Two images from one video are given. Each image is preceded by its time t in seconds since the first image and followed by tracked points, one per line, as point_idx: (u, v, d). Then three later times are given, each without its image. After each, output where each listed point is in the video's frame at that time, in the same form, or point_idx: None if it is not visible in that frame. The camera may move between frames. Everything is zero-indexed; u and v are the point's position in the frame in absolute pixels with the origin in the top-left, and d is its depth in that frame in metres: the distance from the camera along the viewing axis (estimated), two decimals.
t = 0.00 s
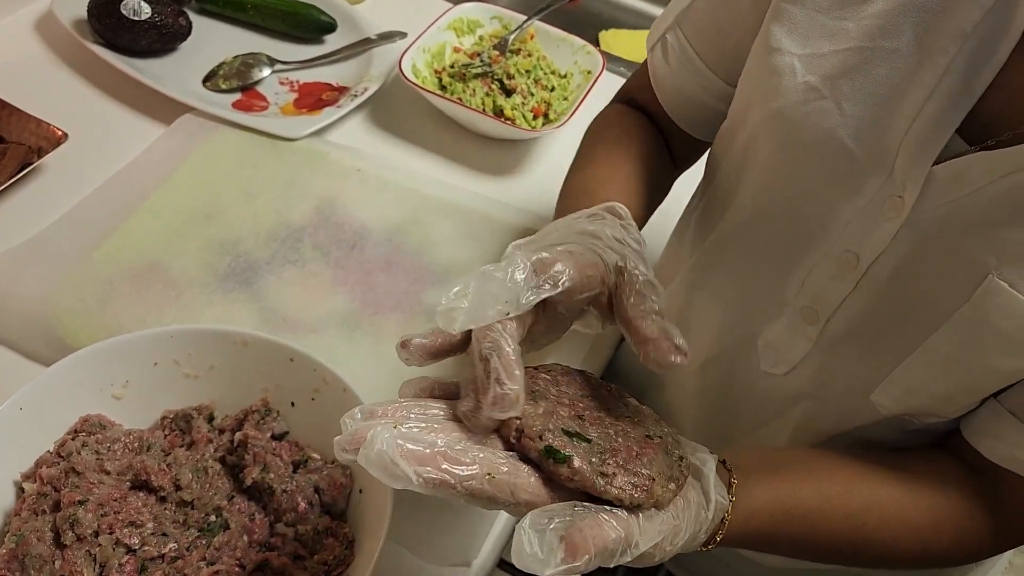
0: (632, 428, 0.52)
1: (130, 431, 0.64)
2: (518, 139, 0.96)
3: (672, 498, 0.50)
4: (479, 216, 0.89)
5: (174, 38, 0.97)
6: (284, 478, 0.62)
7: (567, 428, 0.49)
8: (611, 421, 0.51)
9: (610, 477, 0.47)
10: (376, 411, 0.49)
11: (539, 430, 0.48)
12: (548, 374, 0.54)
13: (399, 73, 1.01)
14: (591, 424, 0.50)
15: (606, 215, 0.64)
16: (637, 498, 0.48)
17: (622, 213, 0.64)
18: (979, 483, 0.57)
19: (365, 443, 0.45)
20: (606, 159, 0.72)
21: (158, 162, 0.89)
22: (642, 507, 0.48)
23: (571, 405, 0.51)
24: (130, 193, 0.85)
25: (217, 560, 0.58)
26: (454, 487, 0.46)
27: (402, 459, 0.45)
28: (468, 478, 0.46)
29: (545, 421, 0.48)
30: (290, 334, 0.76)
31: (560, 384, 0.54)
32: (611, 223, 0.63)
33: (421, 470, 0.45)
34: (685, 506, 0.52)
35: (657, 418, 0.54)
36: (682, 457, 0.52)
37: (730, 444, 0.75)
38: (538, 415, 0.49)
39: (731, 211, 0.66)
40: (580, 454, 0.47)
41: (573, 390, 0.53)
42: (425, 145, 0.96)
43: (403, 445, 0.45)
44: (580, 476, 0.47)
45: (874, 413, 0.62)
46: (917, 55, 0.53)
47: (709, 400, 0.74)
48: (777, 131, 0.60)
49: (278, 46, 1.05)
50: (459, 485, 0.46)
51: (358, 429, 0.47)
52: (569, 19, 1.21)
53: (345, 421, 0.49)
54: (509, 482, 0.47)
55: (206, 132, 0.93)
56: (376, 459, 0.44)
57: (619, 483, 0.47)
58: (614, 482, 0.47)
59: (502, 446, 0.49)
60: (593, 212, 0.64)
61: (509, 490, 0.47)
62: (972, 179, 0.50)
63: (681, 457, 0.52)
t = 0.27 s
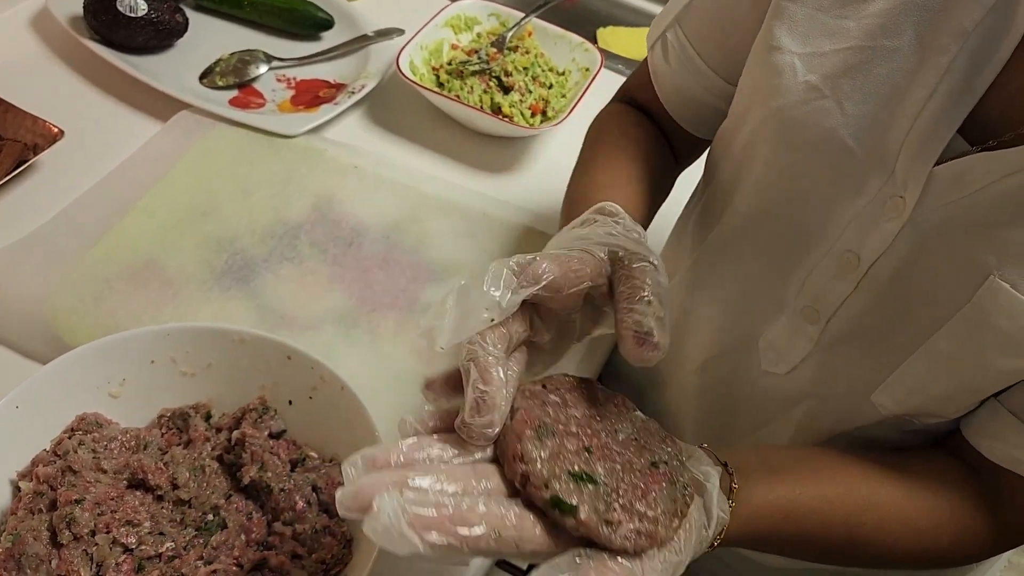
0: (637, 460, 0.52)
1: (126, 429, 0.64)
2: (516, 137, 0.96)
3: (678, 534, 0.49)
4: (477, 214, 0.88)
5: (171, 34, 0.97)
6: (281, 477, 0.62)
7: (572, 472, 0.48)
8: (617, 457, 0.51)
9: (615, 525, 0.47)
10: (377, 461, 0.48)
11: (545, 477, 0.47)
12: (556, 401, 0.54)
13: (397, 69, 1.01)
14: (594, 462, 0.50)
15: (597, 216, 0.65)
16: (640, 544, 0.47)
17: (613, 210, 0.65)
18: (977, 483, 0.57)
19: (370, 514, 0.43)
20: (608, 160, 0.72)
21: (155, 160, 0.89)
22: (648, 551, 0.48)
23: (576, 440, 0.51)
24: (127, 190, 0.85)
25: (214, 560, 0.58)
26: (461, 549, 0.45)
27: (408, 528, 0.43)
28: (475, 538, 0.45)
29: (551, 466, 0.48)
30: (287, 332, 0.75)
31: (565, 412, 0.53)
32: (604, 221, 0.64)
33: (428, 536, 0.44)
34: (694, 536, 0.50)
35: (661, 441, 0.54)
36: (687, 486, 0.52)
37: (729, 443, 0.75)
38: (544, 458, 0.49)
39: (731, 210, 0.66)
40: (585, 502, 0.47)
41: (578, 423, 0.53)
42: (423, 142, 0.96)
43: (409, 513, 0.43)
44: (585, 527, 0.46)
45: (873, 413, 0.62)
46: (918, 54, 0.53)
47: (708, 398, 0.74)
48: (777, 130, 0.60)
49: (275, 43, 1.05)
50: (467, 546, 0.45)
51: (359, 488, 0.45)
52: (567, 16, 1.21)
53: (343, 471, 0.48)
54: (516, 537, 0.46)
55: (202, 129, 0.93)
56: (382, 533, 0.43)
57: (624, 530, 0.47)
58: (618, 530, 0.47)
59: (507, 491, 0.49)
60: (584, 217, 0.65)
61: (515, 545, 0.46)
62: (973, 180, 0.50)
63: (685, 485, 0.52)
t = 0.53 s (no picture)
0: (626, 478, 0.48)
1: (122, 428, 0.64)
2: (513, 135, 0.96)
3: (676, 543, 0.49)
4: (474, 212, 0.88)
5: (167, 32, 0.97)
6: (277, 476, 0.62)
7: (563, 510, 0.45)
8: (608, 486, 0.47)
9: (614, 557, 0.45)
10: (367, 534, 0.44)
11: (537, 523, 0.44)
12: (538, 429, 0.49)
13: (393, 67, 1.01)
14: (586, 491, 0.47)
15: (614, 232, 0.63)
16: (642, 567, 0.47)
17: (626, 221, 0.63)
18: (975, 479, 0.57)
19: None
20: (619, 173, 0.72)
21: (151, 158, 0.89)
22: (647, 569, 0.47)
23: (564, 466, 0.47)
24: (122, 188, 0.85)
25: (211, 558, 0.58)
26: None
27: None
28: None
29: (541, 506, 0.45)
30: (284, 331, 0.75)
31: (549, 440, 0.48)
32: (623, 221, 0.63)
33: None
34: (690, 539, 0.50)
35: (649, 441, 0.52)
36: (681, 491, 0.50)
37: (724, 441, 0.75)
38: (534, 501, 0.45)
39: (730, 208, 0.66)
40: (581, 541, 0.45)
41: (565, 444, 0.48)
42: (420, 140, 0.96)
43: None
44: (584, 565, 0.44)
45: (869, 411, 0.62)
46: (915, 53, 0.53)
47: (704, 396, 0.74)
48: (773, 129, 0.60)
49: (271, 40, 1.05)
50: None
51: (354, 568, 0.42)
52: (563, 14, 1.21)
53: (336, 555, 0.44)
54: None
55: (198, 127, 0.92)
56: None
57: (624, 560, 0.46)
58: (617, 560, 0.45)
59: (498, 539, 0.46)
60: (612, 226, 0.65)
61: None
62: (970, 179, 0.50)
63: (679, 488, 0.50)
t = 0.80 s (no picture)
0: (610, 453, 0.50)
1: (121, 425, 0.64)
2: (511, 133, 0.96)
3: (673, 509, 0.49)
4: (472, 210, 0.88)
5: (164, 30, 0.96)
6: (276, 473, 0.62)
7: (549, 497, 0.47)
8: (591, 467, 0.49)
9: (610, 529, 0.46)
10: (367, 563, 0.45)
11: (525, 514, 0.46)
12: (513, 431, 0.51)
13: (391, 65, 1.01)
14: (570, 477, 0.49)
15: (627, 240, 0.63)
16: (642, 536, 0.46)
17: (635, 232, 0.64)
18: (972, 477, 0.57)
19: None
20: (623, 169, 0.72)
21: (148, 156, 0.88)
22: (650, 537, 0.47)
23: (544, 459, 0.49)
24: (120, 186, 0.85)
25: (209, 556, 0.58)
26: None
27: None
28: None
29: (526, 499, 0.47)
30: (282, 328, 0.75)
31: (526, 439, 0.51)
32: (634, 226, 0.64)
33: None
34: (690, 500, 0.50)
35: (629, 419, 0.53)
36: (669, 456, 0.50)
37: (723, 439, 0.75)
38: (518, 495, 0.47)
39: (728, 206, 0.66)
40: (573, 521, 0.46)
41: (542, 439, 0.51)
42: (418, 138, 0.96)
43: None
44: (581, 543, 0.45)
45: (867, 409, 0.62)
46: (915, 52, 0.53)
47: (702, 395, 0.74)
48: (772, 127, 0.60)
49: (268, 38, 1.04)
50: None
51: None
52: (560, 11, 1.20)
53: None
54: None
55: (196, 125, 0.92)
56: None
57: (621, 531, 0.46)
58: (613, 532, 0.46)
59: (496, 541, 0.47)
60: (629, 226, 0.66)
61: None
62: (969, 178, 0.50)
63: (667, 456, 0.50)
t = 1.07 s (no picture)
0: (596, 437, 0.51)
1: (120, 424, 0.64)
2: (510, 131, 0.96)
3: (660, 486, 0.50)
4: (471, 208, 0.88)
5: (163, 28, 0.96)
6: (276, 472, 0.62)
7: (534, 477, 0.48)
8: (577, 449, 0.50)
9: (594, 507, 0.47)
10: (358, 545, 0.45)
11: (509, 494, 0.46)
12: (502, 418, 0.51)
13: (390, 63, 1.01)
14: (556, 459, 0.49)
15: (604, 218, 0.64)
16: (627, 512, 0.48)
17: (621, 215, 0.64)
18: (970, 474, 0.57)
19: None
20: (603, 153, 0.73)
21: (147, 154, 0.88)
22: (634, 516, 0.48)
23: (530, 445, 0.50)
24: (119, 184, 0.85)
25: (208, 554, 0.58)
26: None
27: None
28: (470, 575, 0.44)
29: (511, 483, 0.47)
30: (281, 326, 0.75)
31: (513, 425, 0.51)
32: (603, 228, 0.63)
33: None
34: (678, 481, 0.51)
35: (617, 404, 0.54)
36: (655, 438, 0.52)
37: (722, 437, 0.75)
38: (503, 477, 0.47)
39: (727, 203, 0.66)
40: (557, 501, 0.47)
41: (530, 429, 0.51)
42: (418, 136, 0.96)
43: None
44: (566, 521, 0.46)
45: (867, 406, 0.62)
46: (914, 48, 0.53)
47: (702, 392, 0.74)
48: (772, 124, 0.60)
49: (268, 36, 1.04)
50: None
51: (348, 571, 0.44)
52: (560, 10, 1.20)
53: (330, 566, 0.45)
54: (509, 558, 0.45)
55: (195, 123, 0.92)
56: None
57: (605, 508, 0.47)
58: (598, 510, 0.47)
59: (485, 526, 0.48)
60: (588, 215, 0.64)
61: (513, 565, 0.45)
62: (968, 174, 0.50)
63: (653, 438, 0.52)
